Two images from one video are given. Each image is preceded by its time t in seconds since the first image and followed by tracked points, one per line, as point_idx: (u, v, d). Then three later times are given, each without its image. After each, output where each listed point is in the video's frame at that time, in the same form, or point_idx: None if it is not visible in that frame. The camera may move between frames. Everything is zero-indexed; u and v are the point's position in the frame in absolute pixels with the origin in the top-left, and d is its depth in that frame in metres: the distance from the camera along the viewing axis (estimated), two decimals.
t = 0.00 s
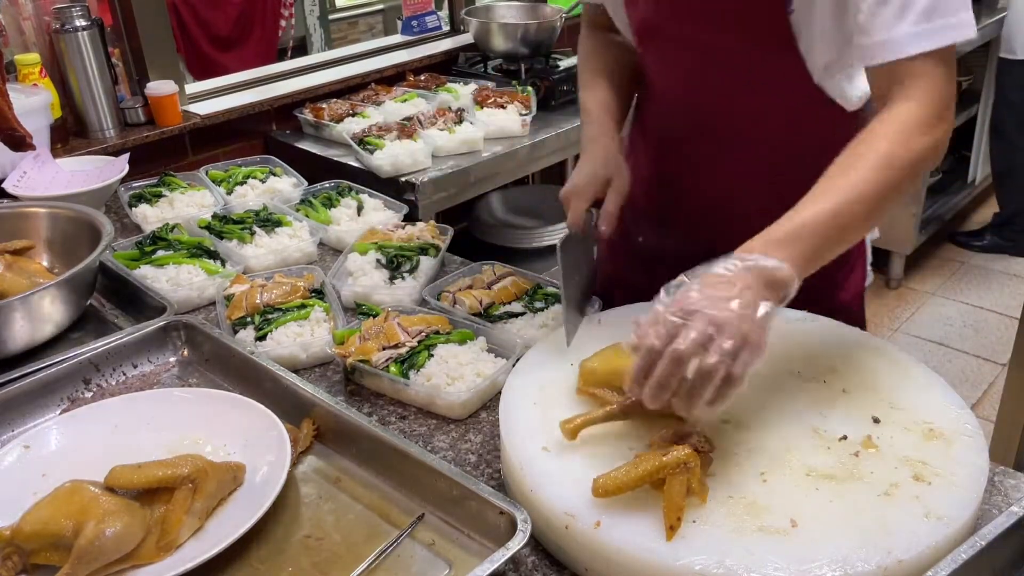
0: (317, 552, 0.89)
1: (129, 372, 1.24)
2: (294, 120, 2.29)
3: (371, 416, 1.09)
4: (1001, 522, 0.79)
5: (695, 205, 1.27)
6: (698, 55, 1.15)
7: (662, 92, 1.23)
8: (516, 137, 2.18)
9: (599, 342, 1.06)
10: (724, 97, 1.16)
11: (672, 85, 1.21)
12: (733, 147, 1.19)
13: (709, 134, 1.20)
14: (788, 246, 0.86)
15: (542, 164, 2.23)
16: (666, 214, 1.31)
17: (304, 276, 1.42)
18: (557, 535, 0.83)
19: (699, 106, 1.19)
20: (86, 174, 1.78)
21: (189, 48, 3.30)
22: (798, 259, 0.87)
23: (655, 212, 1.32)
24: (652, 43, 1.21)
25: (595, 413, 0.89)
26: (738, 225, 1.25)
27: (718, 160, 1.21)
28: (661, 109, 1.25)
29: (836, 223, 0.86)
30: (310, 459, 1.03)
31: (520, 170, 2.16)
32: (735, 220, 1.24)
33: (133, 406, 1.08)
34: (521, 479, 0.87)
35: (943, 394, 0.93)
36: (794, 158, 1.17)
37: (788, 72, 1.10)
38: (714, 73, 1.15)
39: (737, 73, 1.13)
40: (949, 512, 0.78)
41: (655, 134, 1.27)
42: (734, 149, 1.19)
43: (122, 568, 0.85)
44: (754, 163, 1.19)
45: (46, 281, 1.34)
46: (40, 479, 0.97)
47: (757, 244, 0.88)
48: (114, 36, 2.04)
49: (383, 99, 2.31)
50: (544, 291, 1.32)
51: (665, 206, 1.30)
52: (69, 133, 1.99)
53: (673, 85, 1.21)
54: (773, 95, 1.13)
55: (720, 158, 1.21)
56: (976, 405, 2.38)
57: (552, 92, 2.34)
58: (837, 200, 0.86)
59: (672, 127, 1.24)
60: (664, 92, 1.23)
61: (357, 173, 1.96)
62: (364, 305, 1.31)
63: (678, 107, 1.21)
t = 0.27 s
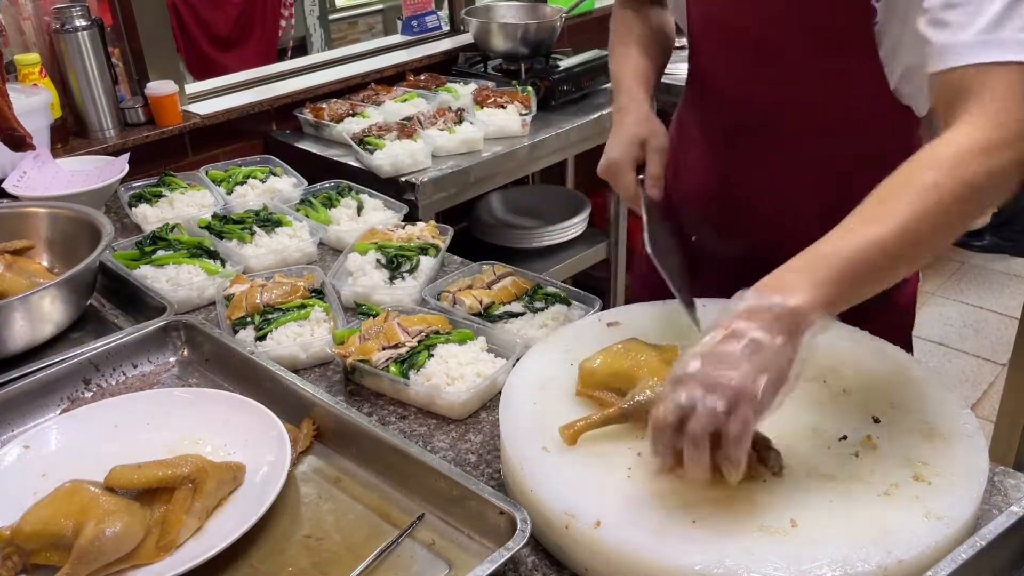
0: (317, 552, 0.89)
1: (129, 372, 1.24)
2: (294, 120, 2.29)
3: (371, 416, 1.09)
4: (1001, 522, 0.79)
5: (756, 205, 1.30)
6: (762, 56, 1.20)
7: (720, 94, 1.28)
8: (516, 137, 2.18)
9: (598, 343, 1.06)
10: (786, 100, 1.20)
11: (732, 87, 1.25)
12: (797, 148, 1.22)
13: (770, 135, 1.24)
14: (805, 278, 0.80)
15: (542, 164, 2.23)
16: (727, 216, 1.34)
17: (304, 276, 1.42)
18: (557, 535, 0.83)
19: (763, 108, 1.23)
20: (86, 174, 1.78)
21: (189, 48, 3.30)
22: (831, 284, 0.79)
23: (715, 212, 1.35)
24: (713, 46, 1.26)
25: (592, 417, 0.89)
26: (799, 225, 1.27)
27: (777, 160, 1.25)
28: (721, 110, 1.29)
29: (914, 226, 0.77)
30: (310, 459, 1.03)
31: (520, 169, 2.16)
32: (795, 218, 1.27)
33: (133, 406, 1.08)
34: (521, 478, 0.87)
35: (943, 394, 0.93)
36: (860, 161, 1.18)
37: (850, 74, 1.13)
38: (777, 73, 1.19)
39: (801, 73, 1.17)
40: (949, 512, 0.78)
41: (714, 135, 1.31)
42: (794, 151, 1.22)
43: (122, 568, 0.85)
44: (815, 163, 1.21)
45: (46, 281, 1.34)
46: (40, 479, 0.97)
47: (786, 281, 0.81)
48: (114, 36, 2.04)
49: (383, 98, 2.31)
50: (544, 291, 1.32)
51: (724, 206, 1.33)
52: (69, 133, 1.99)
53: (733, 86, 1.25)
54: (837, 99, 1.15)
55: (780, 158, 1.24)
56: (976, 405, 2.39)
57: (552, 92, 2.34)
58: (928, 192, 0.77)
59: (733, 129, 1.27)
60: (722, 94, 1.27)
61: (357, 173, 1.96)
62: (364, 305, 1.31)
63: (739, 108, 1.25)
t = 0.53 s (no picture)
0: (317, 552, 0.88)
1: (129, 372, 1.23)
2: (294, 120, 2.29)
3: (371, 416, 1.09)
4: (1001, 522, 0.79)
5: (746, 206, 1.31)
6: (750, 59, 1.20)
7: (704, 100, 1.28)
8: (516, 137, 2.17)
9: (599, 343, 1.06)
10: (778, 101, 1.21)
11: (719, 92, 1.25)
12: (789, 148, 1.24)
13: (759, 138, 1.25)
14: (957, 231, 0.87)
15: (542, 164, 2.23)
16: (714, 220, 1.35)
17: (304, 276, 1.42)
18: (557, 535, 0.83)
19: (752, 110, 1.23)
20: (86, 174, 1.77)
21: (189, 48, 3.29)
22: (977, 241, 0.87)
23: (703, 217, 1.35)
24: (694, 54, 1.26)
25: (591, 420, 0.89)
26: (792, 222, 1.29)
27: (768, 161, 1.26)
28: (707, 115, 1.29)
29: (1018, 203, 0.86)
30: (310, 459, 1.03)
31: (520, 169, 2.16)
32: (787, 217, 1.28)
33: (133, 406, 1.08)
34: (521, 478, 0.87)
35: (944, 394, 0.93)
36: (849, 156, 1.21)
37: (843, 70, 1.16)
38: (767, 76, 1.20)
39: (793, 75, 1.18)
40: (950, 512, 0.78)
41: (700, 141, 1.31)
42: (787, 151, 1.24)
43: (122, 568, 0.85)
44: (807, 162, 1.23)
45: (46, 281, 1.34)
46: (40, 479, 0.97)
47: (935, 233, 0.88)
48: (114, 36, 2.04)
49: (383, 98, 2.31)
50: (544, 291, 1.32)
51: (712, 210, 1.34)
52: (69, 133, 1.99)
53: (719, 93, 1.25)
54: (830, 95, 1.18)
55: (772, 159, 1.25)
56: (976, 405, 2.38)
57: (552, 91, 2.34)
58: None
59: (721, 134, 1.28)
60: (708, 100, 1.27)
61: (357, 173, 1.96)
62: (364, 305, 1.31)
63: (727, 113, 1.26)
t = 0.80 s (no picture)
0: (318, 552, 0.88)
1: (129, 372, 1.23)
2: (294, 120, 2.30)
3: (371, 416, 1.09)
4: (1001, 522, 0.79)
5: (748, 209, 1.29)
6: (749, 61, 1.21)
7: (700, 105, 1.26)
8: (516, 137, 2.17)
9: (600, 343, 1.06)
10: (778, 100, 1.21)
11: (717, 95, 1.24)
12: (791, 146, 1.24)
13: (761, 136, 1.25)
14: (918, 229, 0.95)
15: (542, 163, 2.23)
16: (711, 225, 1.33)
17: (304, 276, 1.42)
18: (557, 535, 0.83)
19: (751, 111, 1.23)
20: (86, 174, 1.77)
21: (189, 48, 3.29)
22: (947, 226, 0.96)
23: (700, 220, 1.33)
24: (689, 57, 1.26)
25: (587, 418, 0.89)
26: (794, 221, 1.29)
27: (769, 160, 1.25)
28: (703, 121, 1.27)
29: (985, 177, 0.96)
30: (310, 459, 1.03)
31: (520, 169, 2.16)
32: (789, 216, 1.28)
33: (133, 406, 1.08)
34: (521, 478, 0.87)
35: (943, 395, 0.93)
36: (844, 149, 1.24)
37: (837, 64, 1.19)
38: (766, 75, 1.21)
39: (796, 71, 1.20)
40: (950, 512, 0.78)
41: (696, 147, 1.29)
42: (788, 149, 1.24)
43: (122, 568, 0.85)
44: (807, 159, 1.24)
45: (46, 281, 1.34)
46: (40, 479, 0.97)
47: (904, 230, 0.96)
48: (114, 36, 2.04)
49: (383, 98, 2.31)
50: (544, 291, 1.32)
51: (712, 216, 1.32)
52: (69, 133, 1.99)
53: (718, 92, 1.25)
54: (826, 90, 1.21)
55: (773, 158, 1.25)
56: (976, 405, 2.38)
57: (552, 91, 2.37)
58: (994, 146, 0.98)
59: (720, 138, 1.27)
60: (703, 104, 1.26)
61: (357, 173, 1.96)
62: (364, 305, 1.31)
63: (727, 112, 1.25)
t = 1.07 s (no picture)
0: (318, 552, 0.88)
1: (129, 372, 1.23)
2: (294, 120, 2.30)
3: (371, 416, 1.09)
4: (1001, 522, 0.79)
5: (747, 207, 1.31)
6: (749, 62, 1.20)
7: (700, 105, 1.26)
8: (516, 137, 2.17)
9: (599, 344, 1.06)
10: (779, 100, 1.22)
11: (718, 95, 1.24)
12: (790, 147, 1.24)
13: (761, 138, 1.25)
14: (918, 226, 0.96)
15: (542, 164, 2.23)
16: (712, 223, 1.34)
17: (304, 276, 1.42)
18: (557, 535, 0.83)
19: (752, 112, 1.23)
20: (87, 174, 1.77)
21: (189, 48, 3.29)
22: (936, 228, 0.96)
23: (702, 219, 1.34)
24: (688, 56, 1.24)
25: (586, 418, 0.89)
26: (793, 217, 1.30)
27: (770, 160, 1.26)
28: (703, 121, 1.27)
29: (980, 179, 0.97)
30: (310, 459, 1.03)
31: (520, 169, 2.16)
32: (788, 213, 1.30)
33: (133, 406, 1.08)
34: (521, 479, 0.87)
35: (943, 395, 0.93)
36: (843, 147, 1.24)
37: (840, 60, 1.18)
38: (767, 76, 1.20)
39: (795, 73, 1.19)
40: (950, 512, 0.78)
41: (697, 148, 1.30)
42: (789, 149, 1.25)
43: (122, 568, 0.85)
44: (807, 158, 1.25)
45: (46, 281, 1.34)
46: (40, 479, 0.97)
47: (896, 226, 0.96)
48: (114, 36, 2.04)
49: (383, 98, 2.31)
50: (544, 291, 1.32)
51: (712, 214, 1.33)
52: (69, 133, 1.98)
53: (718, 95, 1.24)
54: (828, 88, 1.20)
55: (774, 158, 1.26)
56: (976, 405, 2.38)
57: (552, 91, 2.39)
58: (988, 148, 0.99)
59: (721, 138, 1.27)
60: (703, 105, 1.26)
61: (357, 173, 1.97)
62: (364, 305, 1.31)
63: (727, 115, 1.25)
